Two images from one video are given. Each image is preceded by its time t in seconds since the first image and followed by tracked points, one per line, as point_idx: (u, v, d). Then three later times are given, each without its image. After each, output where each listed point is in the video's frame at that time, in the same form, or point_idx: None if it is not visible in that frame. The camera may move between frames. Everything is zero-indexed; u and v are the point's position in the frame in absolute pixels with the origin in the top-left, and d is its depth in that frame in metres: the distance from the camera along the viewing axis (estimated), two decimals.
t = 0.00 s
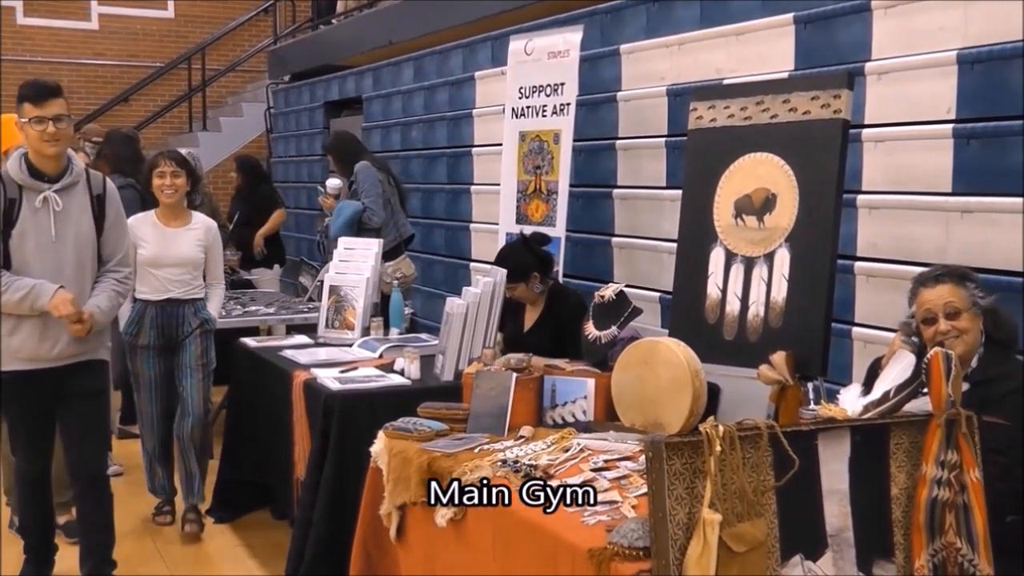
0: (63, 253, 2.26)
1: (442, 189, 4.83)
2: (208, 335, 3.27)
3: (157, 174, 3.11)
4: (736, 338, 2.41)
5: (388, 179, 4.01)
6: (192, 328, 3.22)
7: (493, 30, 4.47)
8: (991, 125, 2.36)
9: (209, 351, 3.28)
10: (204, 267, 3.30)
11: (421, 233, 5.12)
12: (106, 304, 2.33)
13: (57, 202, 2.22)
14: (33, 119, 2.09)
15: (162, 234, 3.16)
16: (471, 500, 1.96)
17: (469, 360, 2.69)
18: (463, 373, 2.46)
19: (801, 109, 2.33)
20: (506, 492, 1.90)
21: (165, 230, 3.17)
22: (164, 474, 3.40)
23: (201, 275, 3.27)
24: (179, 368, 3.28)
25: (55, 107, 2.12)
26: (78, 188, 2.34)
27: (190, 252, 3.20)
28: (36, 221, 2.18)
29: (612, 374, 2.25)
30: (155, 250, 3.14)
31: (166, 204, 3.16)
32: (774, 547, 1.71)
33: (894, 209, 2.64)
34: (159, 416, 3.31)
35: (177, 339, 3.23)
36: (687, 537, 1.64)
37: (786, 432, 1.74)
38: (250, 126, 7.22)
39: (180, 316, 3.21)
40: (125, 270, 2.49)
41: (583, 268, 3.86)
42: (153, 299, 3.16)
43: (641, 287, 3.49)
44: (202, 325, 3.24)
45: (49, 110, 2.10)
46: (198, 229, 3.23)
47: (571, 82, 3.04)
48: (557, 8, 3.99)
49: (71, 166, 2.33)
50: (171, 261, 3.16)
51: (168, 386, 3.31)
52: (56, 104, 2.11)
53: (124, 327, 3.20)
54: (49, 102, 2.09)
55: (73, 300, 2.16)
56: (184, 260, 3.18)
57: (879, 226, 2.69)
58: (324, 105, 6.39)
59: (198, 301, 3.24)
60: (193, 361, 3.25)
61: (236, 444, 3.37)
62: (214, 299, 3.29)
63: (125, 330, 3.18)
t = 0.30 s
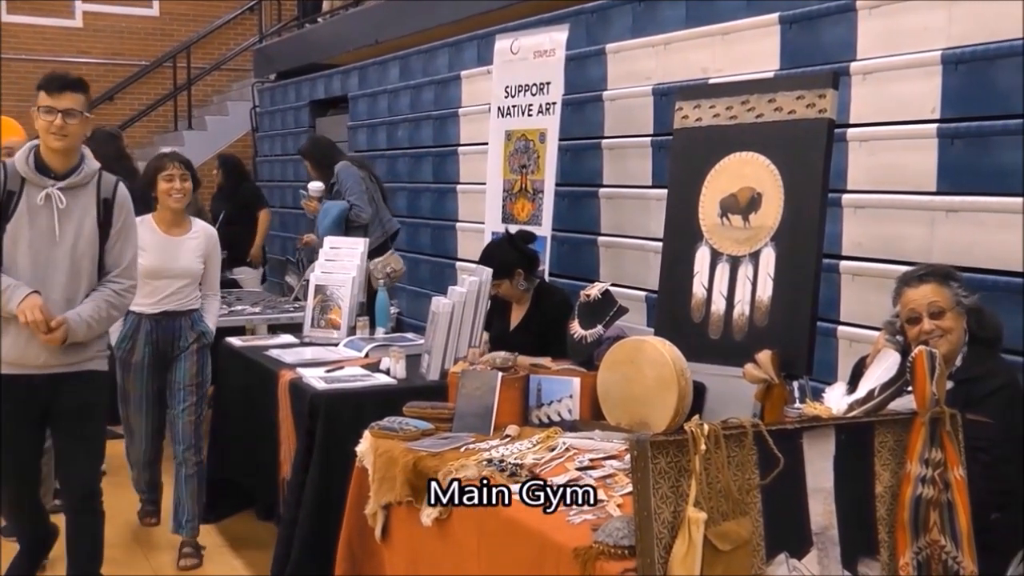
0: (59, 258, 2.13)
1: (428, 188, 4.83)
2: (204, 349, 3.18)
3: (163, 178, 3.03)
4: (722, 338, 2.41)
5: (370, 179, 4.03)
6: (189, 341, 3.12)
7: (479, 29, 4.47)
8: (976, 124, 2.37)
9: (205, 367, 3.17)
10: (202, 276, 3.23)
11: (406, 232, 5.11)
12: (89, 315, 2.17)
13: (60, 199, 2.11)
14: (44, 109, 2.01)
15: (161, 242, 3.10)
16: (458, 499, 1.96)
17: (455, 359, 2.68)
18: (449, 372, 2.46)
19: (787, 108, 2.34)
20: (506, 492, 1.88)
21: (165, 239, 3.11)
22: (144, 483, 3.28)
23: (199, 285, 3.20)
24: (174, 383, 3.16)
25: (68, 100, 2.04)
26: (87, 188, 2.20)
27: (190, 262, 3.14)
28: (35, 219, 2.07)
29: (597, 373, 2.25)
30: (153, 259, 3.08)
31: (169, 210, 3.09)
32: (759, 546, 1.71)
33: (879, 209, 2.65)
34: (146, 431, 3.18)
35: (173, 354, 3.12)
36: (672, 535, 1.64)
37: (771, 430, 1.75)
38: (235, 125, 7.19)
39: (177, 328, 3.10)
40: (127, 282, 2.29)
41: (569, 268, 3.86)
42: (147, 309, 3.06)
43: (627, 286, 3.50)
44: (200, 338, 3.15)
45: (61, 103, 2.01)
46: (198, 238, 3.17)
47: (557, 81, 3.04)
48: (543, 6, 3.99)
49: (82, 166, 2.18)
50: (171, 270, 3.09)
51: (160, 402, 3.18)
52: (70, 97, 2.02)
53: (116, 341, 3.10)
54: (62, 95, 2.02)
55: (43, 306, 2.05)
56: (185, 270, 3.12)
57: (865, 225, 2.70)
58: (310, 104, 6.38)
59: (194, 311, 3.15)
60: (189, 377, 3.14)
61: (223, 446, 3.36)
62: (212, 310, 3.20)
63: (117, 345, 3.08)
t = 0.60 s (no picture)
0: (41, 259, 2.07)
1: (414, 186, 4.82)
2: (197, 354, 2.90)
3: (154, 170, 2.74)
4: (706, 338, 2.42)
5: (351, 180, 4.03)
6: (181, 342, 2.84)
7: (465, 28, 4.47)
8: (960, 126, 2.39)
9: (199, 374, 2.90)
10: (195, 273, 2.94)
11: (392, 231, 5.11)
12: (72, 318, 2.10)
13: (32, 197, 2.05)
14: None
15: (149, 238, 2.79)
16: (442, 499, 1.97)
17: (440, 358, 2.69)
18: (434, 371, 2.46)
19: (772, 108, 2.34)
20: (506, 492, 1.87)
21: (153, 234, 2.80)
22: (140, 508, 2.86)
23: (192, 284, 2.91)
24: (166, 390, 2.85)
25: (25, 88, 1.95)
26: (62, 183, 2.15)
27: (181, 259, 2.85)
28: (10, 217, 2.01)
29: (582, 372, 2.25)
30: (141, 256, 2.78)
31: (159, 204, 2.80)
32: (743, 545, 1.72)
33: (863, 209, 2.67)
34: (138, 447, 2.81)
35: (164, 357, 2.83)
36: (656, 534, 1.64)
37: (755, 430, 1.75)
38: (220, 123, 7.16)
39: (167, 330, 2.81)
40: (111, 279, 2.24)
41: (555, 267, 3.86)
42: (135, 311, 2.77)
43: (612, 285, 3.51)
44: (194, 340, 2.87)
45: (15, 93, 1.94)
46: (191, 233, 2.86)
47: (543, 81, 3.04)
48: (528, 6, 3.99)
49: (54, 158, 2.12)
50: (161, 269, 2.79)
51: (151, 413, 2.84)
52: (25, 85, 1.94)
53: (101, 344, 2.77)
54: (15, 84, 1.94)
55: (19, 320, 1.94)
56: (176, 268, 2.82)
57: (849, 225, 2.72)
58: (295, 102, 6.37)
59: (185, 313, 2.86)
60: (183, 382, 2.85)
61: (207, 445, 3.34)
62: (206, 313, 2.93)
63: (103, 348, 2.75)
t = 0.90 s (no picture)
0: None
1: (397, 185, 4.81)
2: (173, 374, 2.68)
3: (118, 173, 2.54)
4: (690, 337, 2.43)
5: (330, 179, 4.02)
6: (155, 362, 2.62)
7: (450, 27, 4.46)
8: (943, 126, 2.40)
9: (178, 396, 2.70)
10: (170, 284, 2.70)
11: (376, 229, 5.09)
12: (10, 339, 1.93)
13: None
14: None
15: (116, 247, 2.56)
16: (424, 498, 1.97)
17: (424, 357, 2.70)
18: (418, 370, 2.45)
19: (755, 108, 2.35)
20: (507, 493, 1.88)
21: (118, 242, 2.56)
22: (112, 541, 2.65)
23: (166, 295, 2.67)
24: (143, 412, 2.65)
25: None
26: None
27: (150, 269, 2.60)
28: None
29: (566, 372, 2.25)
30: (108, 267, 2.54)
31: (125, 211, 2.56)
32: (726, 543, 1.72)
33: (846, 209, 2.68)
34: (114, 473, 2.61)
35: (138, 376, 2.62)
36: (639, 532, 1.65)
37: (738, 428, 1.76)
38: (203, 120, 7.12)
39: (141, 347, 2.61)
40: (53, 289, 2.05)
41: (539, 266, 3.86)
42: (106, 325, 2.56)
43: (595, 285, 3.52)
44: (171, 359, 2.66)
45: None
46: (160, 240, 2.61)
47: (526, 79, 3.04)
48: (513, 4, 3.99)
49: None
50: (128, 280, 2.56)
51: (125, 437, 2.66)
52: None
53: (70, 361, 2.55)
54: None
55: None
56: (145, 279, 2.58)
57: (832, 224, 2.73)
58: (279, 99, 6.34)
59: (163, 329, 2.64)
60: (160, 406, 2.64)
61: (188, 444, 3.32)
62: (184, 329, 2.71)
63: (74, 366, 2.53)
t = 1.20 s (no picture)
0: None
1: (382, 183, 4.80)
2: (158, 383, 2.40)
3: (86, 168, 2.28)
4: (674, 335, 2.43)
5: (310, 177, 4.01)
6: (136, 371, 2.35)
7: (435, 25, 4.46)
8: (926, 126, 2.41)
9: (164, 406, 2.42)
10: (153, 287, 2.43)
11: (360, 226, 5.08)
12: None
13: None
14: None
15: (94, 248, 2.29)
16: (409, 496, 1.98)
17: (408, 355, 2.71)
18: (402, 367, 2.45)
19: (740, 107, 2.35)
20: (506, 492, 1.87)
21: (95, 243, 2.29)
22: (96, 571, 2.41)
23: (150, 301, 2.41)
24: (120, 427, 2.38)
25: None
26: None
27: (134, 273, 2.34)
28: None
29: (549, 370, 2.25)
30: (86, 271, 2.28)
31: (100, 209, 2.30)
32: (710, 540, 1.73)
33: (831, 208, 2.69)
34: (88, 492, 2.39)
35: (117, 389, 2.35)
36: (623, 530, 1.65)
37: (722, 426, 1.76)
38: (187, 117, 7.09)
39: (121, 356, 2.34)
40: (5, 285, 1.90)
41: (523, 264, 3.86)
42: (82, 335, 2.29)
43: (578, 283, 3.52)
44: (155, 367, 2.38)
45: None
46: (144, 240, 2.35)
47: (512, 78, 3.04)
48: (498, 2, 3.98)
49: None
50: (106, 284, 2.30)
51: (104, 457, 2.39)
52: None
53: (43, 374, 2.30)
54: None
55: None
56: (126, 282, 2.32)
57: (816, 223, 2.74)
58: (264, 96, 6.32)
59: (145, 335, 2.37)
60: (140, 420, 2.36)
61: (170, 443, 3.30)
62: (168, 332, 2.44)
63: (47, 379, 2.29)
